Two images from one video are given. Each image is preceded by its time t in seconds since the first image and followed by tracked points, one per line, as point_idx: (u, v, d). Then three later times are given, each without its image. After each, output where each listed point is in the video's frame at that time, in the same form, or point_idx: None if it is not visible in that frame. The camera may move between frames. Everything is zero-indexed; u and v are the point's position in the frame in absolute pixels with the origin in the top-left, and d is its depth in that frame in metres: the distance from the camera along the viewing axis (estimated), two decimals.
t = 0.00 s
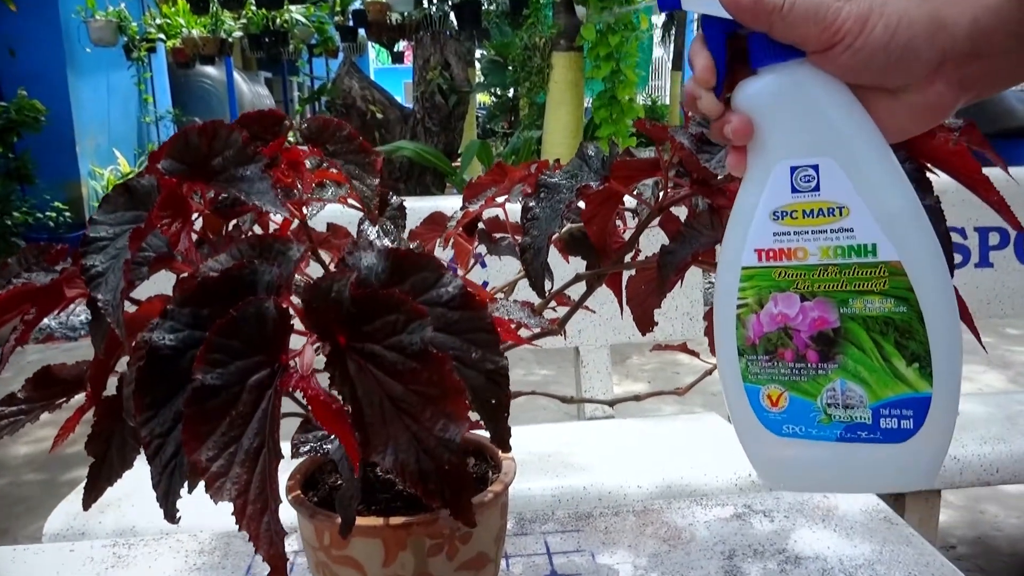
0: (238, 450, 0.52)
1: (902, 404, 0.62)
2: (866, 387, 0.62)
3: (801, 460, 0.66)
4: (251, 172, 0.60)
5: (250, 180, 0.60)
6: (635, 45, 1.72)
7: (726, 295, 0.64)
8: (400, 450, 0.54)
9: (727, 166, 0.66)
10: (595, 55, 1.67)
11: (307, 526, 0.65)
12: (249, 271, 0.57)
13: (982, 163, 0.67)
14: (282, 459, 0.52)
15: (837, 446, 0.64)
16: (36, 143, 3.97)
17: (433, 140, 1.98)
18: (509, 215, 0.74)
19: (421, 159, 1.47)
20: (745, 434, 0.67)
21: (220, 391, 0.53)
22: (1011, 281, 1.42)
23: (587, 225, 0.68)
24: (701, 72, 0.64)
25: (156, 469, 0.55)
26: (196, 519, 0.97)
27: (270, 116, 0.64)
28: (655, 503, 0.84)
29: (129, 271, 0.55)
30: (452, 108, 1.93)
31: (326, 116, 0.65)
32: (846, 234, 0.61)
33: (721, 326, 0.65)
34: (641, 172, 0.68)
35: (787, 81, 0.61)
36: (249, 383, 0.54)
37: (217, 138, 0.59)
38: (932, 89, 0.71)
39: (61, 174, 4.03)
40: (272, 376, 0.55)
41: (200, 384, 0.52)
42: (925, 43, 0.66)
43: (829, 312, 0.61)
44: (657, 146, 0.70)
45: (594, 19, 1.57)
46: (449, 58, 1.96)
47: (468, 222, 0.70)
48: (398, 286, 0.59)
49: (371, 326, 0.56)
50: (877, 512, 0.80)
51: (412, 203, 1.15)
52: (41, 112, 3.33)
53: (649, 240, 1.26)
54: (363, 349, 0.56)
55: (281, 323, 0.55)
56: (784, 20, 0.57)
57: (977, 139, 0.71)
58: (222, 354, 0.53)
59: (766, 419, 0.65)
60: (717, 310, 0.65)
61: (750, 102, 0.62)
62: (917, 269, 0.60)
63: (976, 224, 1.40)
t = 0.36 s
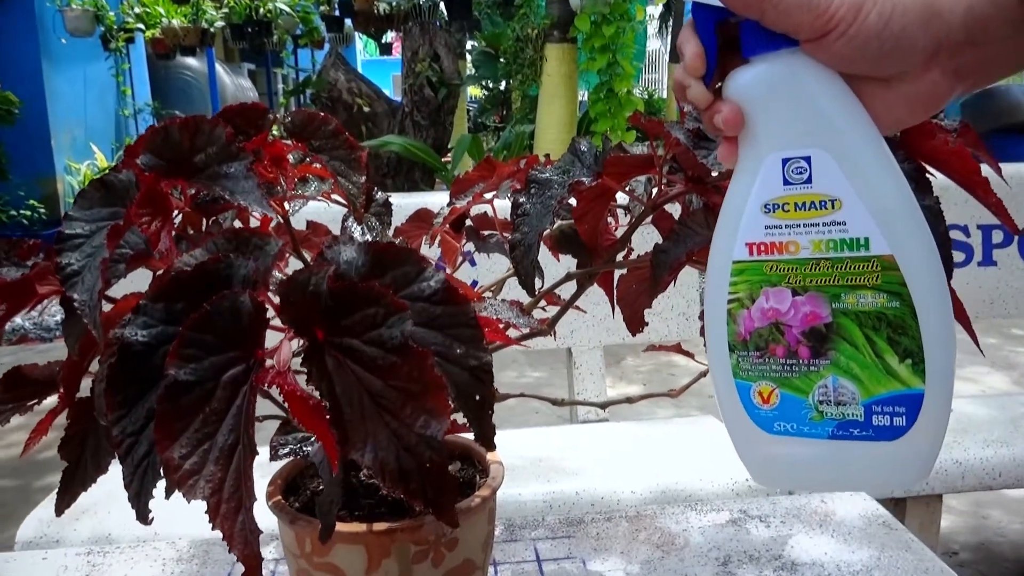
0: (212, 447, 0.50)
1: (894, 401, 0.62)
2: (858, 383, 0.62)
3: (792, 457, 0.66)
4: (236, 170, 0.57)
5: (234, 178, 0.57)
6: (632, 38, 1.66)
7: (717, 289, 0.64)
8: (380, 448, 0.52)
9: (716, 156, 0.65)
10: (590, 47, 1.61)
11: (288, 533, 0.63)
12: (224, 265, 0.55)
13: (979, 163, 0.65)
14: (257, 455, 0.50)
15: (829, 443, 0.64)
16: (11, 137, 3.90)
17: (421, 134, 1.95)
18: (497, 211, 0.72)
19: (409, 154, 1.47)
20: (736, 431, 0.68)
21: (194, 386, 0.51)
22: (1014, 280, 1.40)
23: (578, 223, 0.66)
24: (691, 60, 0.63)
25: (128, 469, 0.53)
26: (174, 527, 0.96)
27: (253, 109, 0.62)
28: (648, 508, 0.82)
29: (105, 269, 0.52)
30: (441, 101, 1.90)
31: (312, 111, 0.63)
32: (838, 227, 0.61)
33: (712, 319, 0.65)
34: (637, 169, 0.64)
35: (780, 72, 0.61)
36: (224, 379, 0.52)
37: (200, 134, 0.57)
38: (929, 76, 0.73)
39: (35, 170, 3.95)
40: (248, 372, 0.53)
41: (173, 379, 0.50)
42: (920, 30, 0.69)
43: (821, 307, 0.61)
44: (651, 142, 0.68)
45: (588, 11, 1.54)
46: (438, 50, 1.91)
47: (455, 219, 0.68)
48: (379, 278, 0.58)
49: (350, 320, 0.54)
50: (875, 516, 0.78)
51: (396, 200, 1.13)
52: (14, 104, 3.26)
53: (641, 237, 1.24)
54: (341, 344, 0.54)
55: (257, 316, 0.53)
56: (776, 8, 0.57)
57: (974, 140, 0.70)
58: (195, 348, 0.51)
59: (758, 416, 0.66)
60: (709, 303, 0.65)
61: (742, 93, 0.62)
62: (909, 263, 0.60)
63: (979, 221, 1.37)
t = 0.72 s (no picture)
0: (189, 462, 0.48)
1: (884, 396, 0.62)
2: (848, 377, 0.61)
3: (781, 453, 0.66)
4: (201, 168, 0.56)
5: (200, 176, 0.56)
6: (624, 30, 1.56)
7: (705, 283, 0.63)
8: (362, 462, 0.50)
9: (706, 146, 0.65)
10: (580, 40, 1.51)
11: (266, 543, 0.61)
12: (199, 271, 0.53)
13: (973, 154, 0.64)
14: (236, 471, 0.48)
15: (819, 439, 0.64)
16: None
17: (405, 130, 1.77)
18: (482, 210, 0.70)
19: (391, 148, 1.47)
20: (725, 427, 0.67)
21: (169, 401, 0.49)
22: (1015, 279, 1.38)
23: (564, 222, 0.64)
24: (680, 48, 0.63)
25: (100, 484, 0.51)
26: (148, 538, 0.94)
27: (223, 106, 0.62)
28: (640, 515, 0.80)
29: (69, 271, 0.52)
30: (426, 96, 1.74)
31: (285, 107, 0.62)
32: (828, 219, 0.60)
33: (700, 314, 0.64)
34: (622, 164, 0.62)
35: (769, 60, 0.60)
36: (200, 392, 0.50)
37: (165, 130, 0.55)
38: (920, 65, 0.72)
39: None
40: (225, 385, 0.51)
41: (147, 394, 0.48)
42: (912, 19, 0.69)
43: (810, 301, 0.60)
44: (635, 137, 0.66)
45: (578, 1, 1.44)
46: (423, 43, 1.75)
47: (438, 217, 0.66)
48: (359, 287, 0.55)
49: (330, 330, 0.52)
50: (871, 522, 0.76)
51: (373, 199, 1.11)
52: None
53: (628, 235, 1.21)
54: (322, 354, 0.53)
55: (234, 327, 0.51)
56: None
57: (968, 129, 0.68)
58: (171, 361, 0.49)
59: (747, 412, 0.65)
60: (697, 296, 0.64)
61: (730, 82, 0.60)
62: (899, 255, 0.59)
63: (978, 220, 1.35)
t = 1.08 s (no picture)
0: (156, 470, 0.46)
1: (878, 393, 0.63)
2: (841, 375, 0.62)
3: (773, 452, 0.66)
4: (179, 171, 0.54)
5: (178, 179, 0.54)
6: (613, 24, 1.47)
7: (697, 279, 0.63)
8: (335, 468, 0.48)
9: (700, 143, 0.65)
10: (568, 36, 1.45)
11: (244, 557, 0.59)
12: (167, 275, 0.51)
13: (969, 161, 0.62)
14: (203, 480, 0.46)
15: (811, 437, 0.65)
16: None
17: (391, 129, 1.76)
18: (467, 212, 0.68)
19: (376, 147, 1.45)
20: (717, 427, 0.67)
21: (135, 408, 0.46)
22: (1016, 280, 1.36)
23: (551, 224, 0.62)
24: (672, 40, 0.62)
25: (66, 494, 0.48)
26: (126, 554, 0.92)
27: (200, 107, 0.60)
28: (631, 525, 0.78)
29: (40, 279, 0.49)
30: (411, 93, 1.73)
31: (262, 107, 0.61)
32: (821, 214, 0.60)
33: (692, 310, 0.64)
34: (611, 166, 0.60)
35: (763, 52, 0.60)
36: (167, 399, 0.47)
37: (140, 133, 0.54)
38: (914, 59, 0.73)
39: None
40: (193, 391, 0.48)
41: (111, 401, 0.46)
42: (904, 11, 0.70)
43: (803, 297, 0.61)
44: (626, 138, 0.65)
45: None
46: (408, 39, 1.73)
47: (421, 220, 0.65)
48: (331, 290, 0.53)
49: (301, 333, 0.50)
50: (869, 530, 0.74)
51: (354, 200, 1.08)
52: None
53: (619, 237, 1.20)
54: (293, 358, 0.50)
55: (201, 331, 0.48)
56: None
57: (964, 136, 0.67)
58: (136, 366, 0.47)
59: (739, 411, 0.66)
60: (688, 291, 0.64)
61: (722, 74, 0.60)
62: (892, 249, 0.60)
63: (978, 219, 1.33)
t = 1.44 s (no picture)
0: (135, 485, 0.43)
1: (870, 402, 0.61)
2: (832, 383, 0.60)
3: (766, 464, 0.65)
4: (144, 176, 0.52)
5: (142, 184, 0.52)
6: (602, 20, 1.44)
7: (686, 288, 0.62)
8: (318, 482, 0.46)
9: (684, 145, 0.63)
10: (556, 32, 1.41)
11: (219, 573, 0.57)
12: (143, 282, 0.47)
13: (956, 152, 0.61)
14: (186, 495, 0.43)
15: (804, 448, 0.63)
16: None
17: (372, 130, 1.69)
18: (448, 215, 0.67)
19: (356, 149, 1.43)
20: (708, 439, 0.66)
21: (113, 421, 0.44)
22: (1016, 281, 1.33)
23: (532, 227, 0.60)
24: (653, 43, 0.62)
25: (38, 511, 0.45)
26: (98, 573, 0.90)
27: (169, 109, 0.60)
28: (619, 537, 0.76)
29: None
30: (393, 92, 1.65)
31: (234, 108, 0.60)
32: (810, 219, 0.59)
33: (681, 320, 0.63)
34: (591, 166, 0.59)
35: (747, 57, 0.59)
36: (146, 411, 0.45)
37: (104, 136, 0.52)
38: (902, 60, 0.71)
39: None
40: (172, 403, 0.45)
41: (88, 414, 0.43)
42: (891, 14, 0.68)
43: (793, 304, 0.60)
44: (604, 137, 0.63)
45: None
46: (389, 36, 1.68)
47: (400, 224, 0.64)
48: (313, 298, 0.51)
49: (284, 343, 0.48)
50: (864, 539, 0.72)
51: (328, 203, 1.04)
52: None
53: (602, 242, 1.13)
54: (275, 369, 0.48)
55: (181, 341, 0.45)
56: None
57: (952, 127, 0.65)
58: (113, 378, 0.44)
59: (730, 422, 0.64)
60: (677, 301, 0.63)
61: (707, 78, 0.60)
62: (882, 255, 0.58)
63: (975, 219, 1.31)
